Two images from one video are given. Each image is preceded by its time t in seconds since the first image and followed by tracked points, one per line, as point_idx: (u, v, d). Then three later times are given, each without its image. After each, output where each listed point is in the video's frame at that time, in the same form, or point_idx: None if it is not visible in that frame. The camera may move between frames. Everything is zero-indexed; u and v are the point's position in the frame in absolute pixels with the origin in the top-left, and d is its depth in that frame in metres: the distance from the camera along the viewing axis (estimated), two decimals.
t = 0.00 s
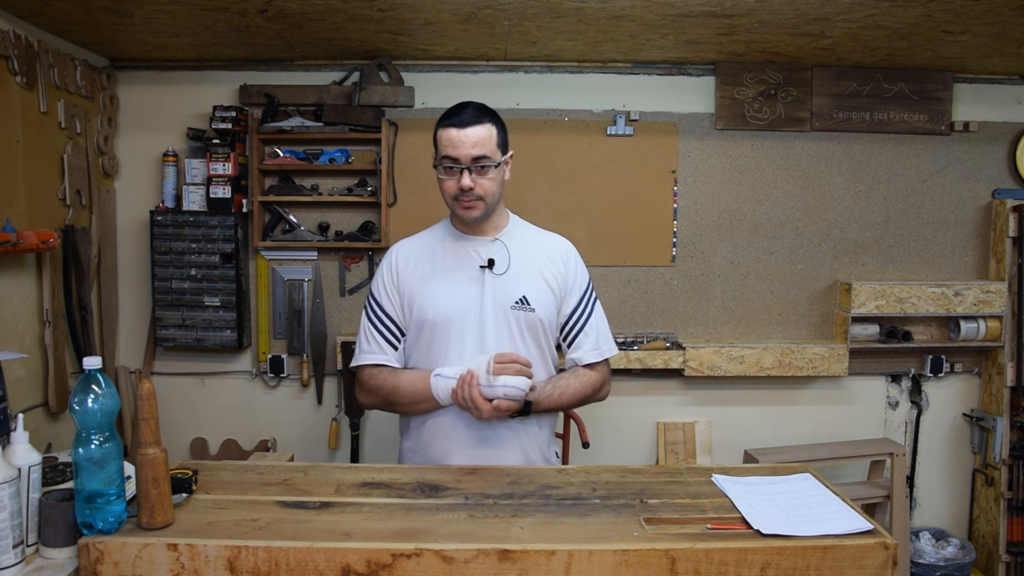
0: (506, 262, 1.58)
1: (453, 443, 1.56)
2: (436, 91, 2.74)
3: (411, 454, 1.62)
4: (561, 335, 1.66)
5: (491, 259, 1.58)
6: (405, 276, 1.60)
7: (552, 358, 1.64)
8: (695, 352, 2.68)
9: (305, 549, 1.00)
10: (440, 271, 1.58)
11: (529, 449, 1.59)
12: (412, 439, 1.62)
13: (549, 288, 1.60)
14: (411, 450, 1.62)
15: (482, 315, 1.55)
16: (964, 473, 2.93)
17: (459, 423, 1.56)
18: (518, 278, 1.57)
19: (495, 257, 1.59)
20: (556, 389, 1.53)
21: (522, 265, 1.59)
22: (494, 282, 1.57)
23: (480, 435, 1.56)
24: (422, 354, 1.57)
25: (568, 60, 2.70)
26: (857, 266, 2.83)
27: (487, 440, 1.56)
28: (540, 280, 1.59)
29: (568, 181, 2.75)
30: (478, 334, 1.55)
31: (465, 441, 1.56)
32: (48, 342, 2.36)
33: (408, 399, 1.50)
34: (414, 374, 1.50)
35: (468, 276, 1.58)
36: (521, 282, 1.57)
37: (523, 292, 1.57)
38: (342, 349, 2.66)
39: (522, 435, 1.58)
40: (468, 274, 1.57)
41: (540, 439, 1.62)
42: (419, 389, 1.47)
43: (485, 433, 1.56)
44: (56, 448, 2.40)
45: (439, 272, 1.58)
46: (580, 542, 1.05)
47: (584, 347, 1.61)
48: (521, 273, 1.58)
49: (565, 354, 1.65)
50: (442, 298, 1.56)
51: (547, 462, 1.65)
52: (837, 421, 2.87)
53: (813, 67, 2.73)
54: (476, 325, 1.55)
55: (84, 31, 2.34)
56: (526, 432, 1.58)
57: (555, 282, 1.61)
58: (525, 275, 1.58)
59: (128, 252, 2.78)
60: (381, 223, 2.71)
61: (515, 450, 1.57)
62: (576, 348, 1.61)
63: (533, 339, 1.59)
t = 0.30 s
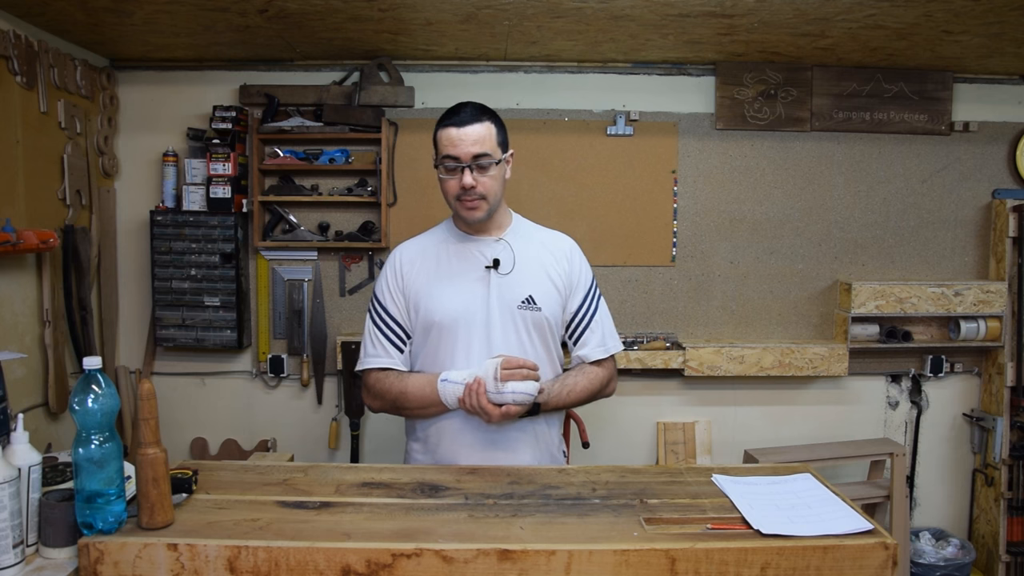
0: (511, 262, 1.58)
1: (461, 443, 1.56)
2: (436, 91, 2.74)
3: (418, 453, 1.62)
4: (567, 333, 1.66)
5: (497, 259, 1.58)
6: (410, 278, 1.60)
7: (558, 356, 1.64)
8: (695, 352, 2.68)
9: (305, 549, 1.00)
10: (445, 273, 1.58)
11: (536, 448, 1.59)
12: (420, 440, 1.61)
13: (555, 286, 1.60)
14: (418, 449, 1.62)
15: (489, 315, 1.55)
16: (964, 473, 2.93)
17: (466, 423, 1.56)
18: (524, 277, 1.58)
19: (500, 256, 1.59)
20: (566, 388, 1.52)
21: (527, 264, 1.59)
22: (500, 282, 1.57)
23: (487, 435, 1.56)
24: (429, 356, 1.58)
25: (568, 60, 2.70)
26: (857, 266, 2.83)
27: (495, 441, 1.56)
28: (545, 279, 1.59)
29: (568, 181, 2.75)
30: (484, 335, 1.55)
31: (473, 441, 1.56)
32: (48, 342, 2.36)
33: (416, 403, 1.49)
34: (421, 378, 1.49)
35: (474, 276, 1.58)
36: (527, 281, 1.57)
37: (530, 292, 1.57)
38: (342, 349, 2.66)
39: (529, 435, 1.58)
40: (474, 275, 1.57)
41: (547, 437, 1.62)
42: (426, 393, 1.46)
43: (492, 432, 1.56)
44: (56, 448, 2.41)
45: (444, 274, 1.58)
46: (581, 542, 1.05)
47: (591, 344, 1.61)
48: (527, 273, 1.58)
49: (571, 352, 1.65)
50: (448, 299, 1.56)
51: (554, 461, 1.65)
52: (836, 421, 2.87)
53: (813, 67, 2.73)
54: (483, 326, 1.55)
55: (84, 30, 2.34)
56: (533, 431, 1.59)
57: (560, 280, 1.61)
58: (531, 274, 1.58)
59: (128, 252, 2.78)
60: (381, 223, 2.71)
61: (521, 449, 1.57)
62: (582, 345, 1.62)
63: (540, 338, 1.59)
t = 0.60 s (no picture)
0: (514, 261, 1.58)
1: (466, 443, 1.56)
2: (436, 91, 2.74)
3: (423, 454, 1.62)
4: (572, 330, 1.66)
5: (499, 259, 1.58)
6: (412, 280, 1.60)
7: (562, 354, 1.65)
8: (695, 352, 2.68)
9: (305, 549, 1.00)
10: (448, 274, 1.58)
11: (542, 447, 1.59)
12: (425, 440, 1.62)
13: (558, 285, 1.60)
14: (423, 450, 1.62)
15: (493, 316, 1.55)
16: (964, 473, 2.93)
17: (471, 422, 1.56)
18: (527, 276, 1.57)
19: (502, 256, 1.58)
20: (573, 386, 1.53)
21: (530, 264, 1.59)
22: (503, 282, 1.57)
23: (492, 434, 1.56)
24: (432, 356, 1.58)
25: (568, 60, 2.70)
26: (857, 266, 2.83)
27: (500, 440, 1.56)
28: (548, 277, 1.59)
29: (568, 181, 2.75)
30: (488, 335, 1.55)
31: (478, 440, 1.56)
32: (48, 342, 2.36)
33: (420, 405, 1.49)
34: (426, 379, 1.48)
35: (477, 277, 1.58)
36: (530, 280, 1.57)
37: (533, 291, 1.57)
38: (342, 349, 2.66)
39: (534, 434, 1.58)
40: (477, 276, 1.57)
41: (553, 436, 1.62)
42: (431, 395, 1.46)
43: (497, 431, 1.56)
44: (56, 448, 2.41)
45: (447, 275, 1.58)
46: (581, 542, 1.05)
47: (597, 340, 1.61)
48: (530, 272, 1.58)
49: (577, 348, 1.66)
50: (451, 300, 1.56)
51: (561, 460, 1.65)
52: (836, 421, 2.87)
53: (813, 67, 2.73)
54: (487, 326, 1.55)
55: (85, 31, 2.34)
56: (538, 430, 1.59)
57: (563, 278, 1.61)
58: (534, 273, 1.58)
59: (128, 251, 2.78)
60: (381, 223, 2.71)
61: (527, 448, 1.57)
62: (588, 342, 1.62)
63: (544, 337, 1.59)
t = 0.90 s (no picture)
0: (512, 260, 1.58)
1: (467, 443, 1.56)
2: (436, 91, 2.74)
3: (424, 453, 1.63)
4: (573, 326, 1.65)
5: (497, 258, 1.58)
6: (411, 281, 1.60)
7: (562, 352, 1.65)
8: (695, 352, 2.68)
9: (305, 549, 1.00)
10: (447, 275, 1.58)
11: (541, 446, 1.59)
12: (426, 441, 1.62)
13: (557, 283, 1.60)
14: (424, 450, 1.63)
15: (492, 316, 1.55)
16: (964, 473, 2.93)
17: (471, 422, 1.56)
18: (526, 275, 1.57)
19: (500, 255, 1.59)
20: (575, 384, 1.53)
21: (528, 262, 1.59)
22: (501, 281, 1.57)
23: (492, 434, 1.56)
24: (432, 358, 1.58)
25: (568, 60, 2.70)
26: (857, 266, 2.83)
27: (500, 440, 1.56)
28: (548, 275, 1.59)
29: (568, 181, 2.75)
30: (488, 335, 1.55)
31: (478, 440, 1.56)
32: (48, 342, 2.36)
33: (419, 406, 1.49)
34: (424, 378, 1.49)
35: (476, 277, 1.58)
36: (529, 279, 1.57)
37: (532, 290, 1.57)
38: (342, 349, 2.66)
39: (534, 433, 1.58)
40: (476, 276, 1.57)
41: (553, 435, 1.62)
42: (430, 396, 1.46)
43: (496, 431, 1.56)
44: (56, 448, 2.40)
45: (445, 276, 1.58)
46: (581, 542, 1.05)
47: (598, 336, 1.61)
48: (529, 271, 1.58)
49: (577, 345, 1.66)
50: (450, 302, 1.56)
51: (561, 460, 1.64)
52: (837, 421, 2.87)
53: (813, 67, 2.73)
54: (486, 326, 1.55)
55: (85, 31, 2.34)
56: (538, 430, 1.58)
57: (563, 275, 1.61)
58: (533, 272, 1.58)
59: (128, 251, 2.78)
60: (381, 223, 2.71)
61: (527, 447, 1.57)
62: (588, 338, 1.62)
63: (544, 336, 1.59)
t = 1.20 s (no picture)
0: (510, 261, 1.58)
1: (468, 442, 1.56)
2: (436, 91, 2.74)
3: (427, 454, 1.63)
4: (573, 327, 1.65)
5: (495, 260, 1.57)
6: (410, 285, 1.60)
7: (563, 351, 1.65)
8: (695, 352, 2.68)
9: (305, 549, 1.00)
10: (446, 278, 1.58)
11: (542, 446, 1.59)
12: (428, 442, 1.62)
13: (556, 283, 1.60)
14: (427, 450, 1.63)
15: (492, 318, 1.55)
16: (964, 473, 2.93)
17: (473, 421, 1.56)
18: (525, 276, 1.57)
19: (499, 257, 1.58)
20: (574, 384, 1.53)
21: (526, 263, 1.59)
22: (501, 283, 1.56)
23: (494, 433, 1.56)
24: (433, 361, 1.58)
25: (568, 60, 2.70)
26: (857, 266, 2.83)
27: (502, 440, 1.56)
28: (547, 276, 1.59)
29: (568, 181, 2.75)
30: (488, 337, 1.55)
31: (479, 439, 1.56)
32: (48, 342, 2.36)
33: (420, 410, 1.50)
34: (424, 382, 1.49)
35: (475, 279, 1.58)
36: (528, 280, 1.57)
37: (531, 291, 1.57)
38: (342, 349, 2.66)
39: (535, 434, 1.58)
40: (475, 278, 1.57)
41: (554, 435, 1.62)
42: (431, 400, 1.46)
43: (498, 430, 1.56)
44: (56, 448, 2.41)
45: (445, 279, 1.58)
46: (581, 542, 1.05)
47: (598, 336, 1.62)
48: (528, 272, 1.58)
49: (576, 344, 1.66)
50: (450, 305, 1.56)
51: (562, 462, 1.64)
52: (837, 421, 2.87)
53: (813, 67, 2.73)
54: (486, 329, 1.55)
55: (85, 31, 2.34)
56: (539, 430, 1.58)
57: (562, 274, 1.61)
58: (532, 273, 1.58)
59: (128, 251, 2.78)
60: (381, 223, 2.71)
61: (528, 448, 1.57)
62: (588, 337, 1.62)
63: (544, 337, 1.59)
